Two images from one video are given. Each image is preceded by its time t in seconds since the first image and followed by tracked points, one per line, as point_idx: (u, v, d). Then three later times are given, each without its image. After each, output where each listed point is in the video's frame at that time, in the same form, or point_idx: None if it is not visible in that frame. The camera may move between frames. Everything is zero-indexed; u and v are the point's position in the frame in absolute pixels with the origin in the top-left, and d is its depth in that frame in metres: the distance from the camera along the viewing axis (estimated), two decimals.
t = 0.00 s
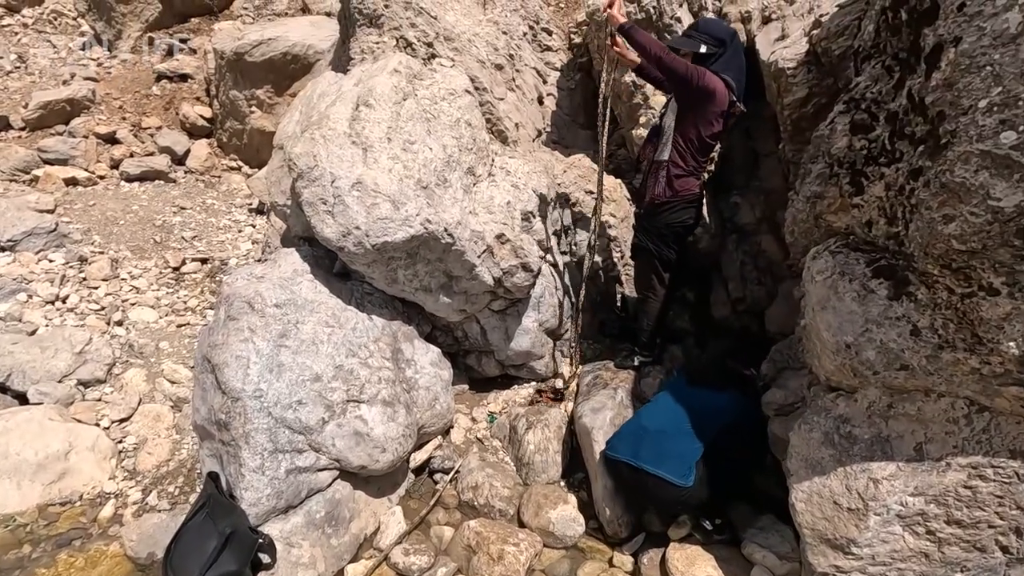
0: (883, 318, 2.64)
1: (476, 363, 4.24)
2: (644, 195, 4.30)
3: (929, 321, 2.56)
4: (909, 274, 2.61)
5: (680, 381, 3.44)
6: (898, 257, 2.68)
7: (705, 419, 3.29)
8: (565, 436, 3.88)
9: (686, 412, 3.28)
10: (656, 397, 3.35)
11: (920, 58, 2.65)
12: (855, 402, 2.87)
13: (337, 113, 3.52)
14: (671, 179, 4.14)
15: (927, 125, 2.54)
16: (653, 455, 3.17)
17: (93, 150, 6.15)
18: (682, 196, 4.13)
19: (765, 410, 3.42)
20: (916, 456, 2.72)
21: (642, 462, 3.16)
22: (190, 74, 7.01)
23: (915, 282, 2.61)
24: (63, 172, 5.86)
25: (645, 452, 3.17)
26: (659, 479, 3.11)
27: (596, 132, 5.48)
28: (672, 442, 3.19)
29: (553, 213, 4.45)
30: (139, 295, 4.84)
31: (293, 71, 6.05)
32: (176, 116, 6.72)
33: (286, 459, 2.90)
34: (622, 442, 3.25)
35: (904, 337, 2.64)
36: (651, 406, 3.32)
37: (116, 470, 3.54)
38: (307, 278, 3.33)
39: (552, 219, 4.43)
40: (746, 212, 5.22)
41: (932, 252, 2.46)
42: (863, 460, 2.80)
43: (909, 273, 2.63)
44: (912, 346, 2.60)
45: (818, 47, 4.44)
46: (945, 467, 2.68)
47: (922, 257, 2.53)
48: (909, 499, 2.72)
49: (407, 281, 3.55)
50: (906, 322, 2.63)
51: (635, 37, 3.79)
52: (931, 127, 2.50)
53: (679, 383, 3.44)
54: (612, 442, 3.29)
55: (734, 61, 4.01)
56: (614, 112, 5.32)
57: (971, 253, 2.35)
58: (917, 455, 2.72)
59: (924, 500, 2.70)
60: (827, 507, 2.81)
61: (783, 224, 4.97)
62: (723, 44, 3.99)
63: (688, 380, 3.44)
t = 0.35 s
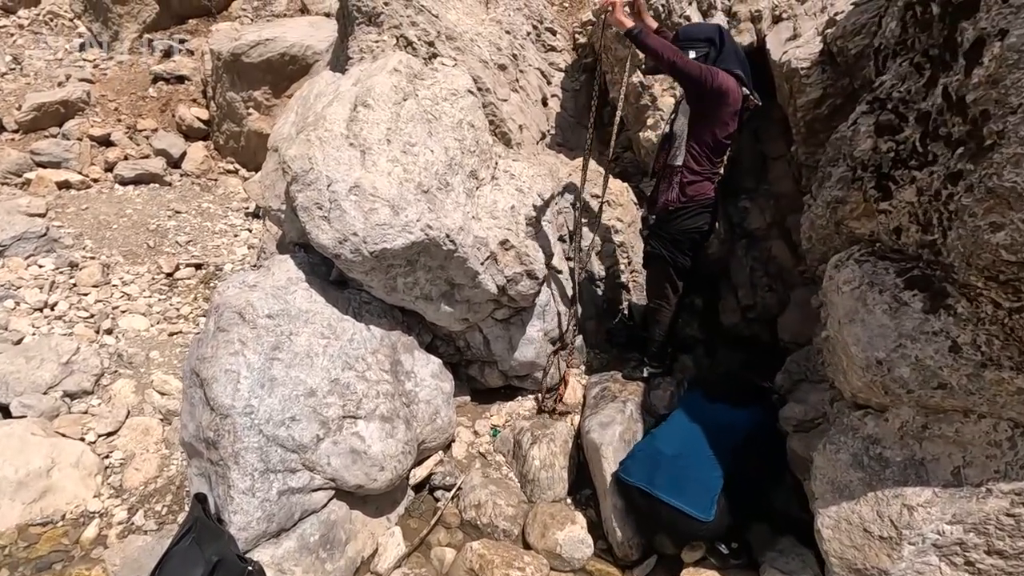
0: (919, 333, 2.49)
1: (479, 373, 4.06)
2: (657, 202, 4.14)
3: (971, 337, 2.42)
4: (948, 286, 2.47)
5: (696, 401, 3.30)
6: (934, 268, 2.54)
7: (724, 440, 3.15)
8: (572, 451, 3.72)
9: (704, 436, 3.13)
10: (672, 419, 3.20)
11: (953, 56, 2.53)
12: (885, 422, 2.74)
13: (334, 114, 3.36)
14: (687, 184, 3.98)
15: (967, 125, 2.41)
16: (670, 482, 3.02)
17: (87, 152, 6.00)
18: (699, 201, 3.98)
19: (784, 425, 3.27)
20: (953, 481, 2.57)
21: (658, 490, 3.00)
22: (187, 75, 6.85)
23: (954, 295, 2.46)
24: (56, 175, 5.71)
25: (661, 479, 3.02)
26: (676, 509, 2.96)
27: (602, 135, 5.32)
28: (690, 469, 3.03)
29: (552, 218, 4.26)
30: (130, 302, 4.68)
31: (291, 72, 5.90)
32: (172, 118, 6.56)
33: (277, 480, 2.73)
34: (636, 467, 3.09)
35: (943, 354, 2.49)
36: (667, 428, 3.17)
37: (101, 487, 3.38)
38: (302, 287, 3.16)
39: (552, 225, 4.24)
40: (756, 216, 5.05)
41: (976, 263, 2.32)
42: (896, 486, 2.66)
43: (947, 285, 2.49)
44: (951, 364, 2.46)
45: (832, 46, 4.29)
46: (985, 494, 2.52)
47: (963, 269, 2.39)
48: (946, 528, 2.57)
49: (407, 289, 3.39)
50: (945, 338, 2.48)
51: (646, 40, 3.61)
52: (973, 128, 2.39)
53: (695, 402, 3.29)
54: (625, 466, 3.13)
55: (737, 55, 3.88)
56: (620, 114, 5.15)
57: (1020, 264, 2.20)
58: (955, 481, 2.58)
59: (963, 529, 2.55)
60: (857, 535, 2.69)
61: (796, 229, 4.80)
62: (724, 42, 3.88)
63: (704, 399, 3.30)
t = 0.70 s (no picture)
0: (957, 348, 2.37)
1: (481, 384, 3.91)
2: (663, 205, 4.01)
3: (1015, 351, 2.27)
4: (989, 298, 2.34)
5: (714, 424, 3.13)
6: (974, 279, 2.41)
7: (745, 468, 2.99)
8: (578, 465, 3.57)
9: (725, 467, 2.97)
10: (689, 447, 3.03)
11: (991, 54, 2.46)
12: (918, 442, 2.59)
13: (330, 114, 3.21)
14: (694, 186, 3.84)
15: (1009, 125, 2.33)
16: (688, 523, 2.87)
17: (77, 155, 5.84)
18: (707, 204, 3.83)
19: (802, 441, 3.13)
20: (994, 508, 2.40)
21: (676, 531, 2.86)
22: (181, 76, 6.69)
23: (996, 307, 2.33)
24: (45, 177, 5.56)
25: (680, 520, 2.87)
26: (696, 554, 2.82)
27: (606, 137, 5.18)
28: (710, 509, 2.87)
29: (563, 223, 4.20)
30: (119, 309, 4.51)
31: (288, 73, 5.76)
32: (166, 120, 6.40)
33: (269, 502, 2.57)
34: (653, 502, 2.94)
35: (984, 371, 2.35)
36: (684, 458, 3.00)
37: (84, 506, 3.22)
38: (296, 295, 3.01)
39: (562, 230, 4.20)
40: (764, 222, 4.87)
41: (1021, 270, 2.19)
42: (931, 511, 2.51)
43: (988, 297, 2.35)
44: (992, 382, 2.31)
45: (845, 46, 4.16)
46: None
47: (1006, 276, 2.25)
48: (986, 557, 2.39)
49: (406, 298, 3.23)
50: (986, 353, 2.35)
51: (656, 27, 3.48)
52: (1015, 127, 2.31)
53: (712, 423, 3.13)
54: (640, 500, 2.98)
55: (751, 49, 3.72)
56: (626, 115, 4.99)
57: None
58: (995, 507, 2.40)
59: (1004, 558, 2.35)
60: (888, 563, 2.54)
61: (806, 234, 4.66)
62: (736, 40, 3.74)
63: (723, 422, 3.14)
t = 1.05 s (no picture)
0: (989, 355, 2.30)
1: (485, 392, 3.81)
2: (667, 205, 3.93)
3: None
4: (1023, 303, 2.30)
5: (721, 431, 3.03)
6: (1007, 283, 2.37)
7: (757, 476, 2.89)
8: (586, 475, 3.48)
9: (735, 477, 2.86)
10: (697, 456, 2.93)
11: (1021, 50, 2.40)
12: (947, 453, 2.51)
13: (331, 114, 3.11)
14: (698, 186, 3.77)
15: None
16: (700, 536, 2.76)
17: (69, 157, 5.71)
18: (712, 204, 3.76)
19: (819, 450, 3.05)
20: None
21: (688, 546, 2.75)
22: (176, 78, 6.58)
23: None
24: (36, 181, 5.43)
25: (691, 533, 2.76)
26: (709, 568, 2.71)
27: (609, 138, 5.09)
28: (723, 521, 2.76)
29: (569, 224, 4.10)
30: (112, 315, 4.39)
31: (284, 74, 5.65)
32: (160, 122, 6.28)
33: (269, 518, 2.47)
34: (662, 515, 2.82)
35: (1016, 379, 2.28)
36: (692, 468, 2.89)
37: (75, 520, 3.11)
38: (296, 301, 2.91)
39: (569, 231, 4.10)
40: (770, 224, 4.78)
41: None
42: (962, 525, 2.42)
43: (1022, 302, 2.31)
44: None
45: (854, 45, 4.10)
46: None
47: None
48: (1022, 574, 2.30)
49: (410, 303, 3.13)
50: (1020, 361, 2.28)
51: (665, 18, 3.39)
52: None
53: (721, 431, 3.03)
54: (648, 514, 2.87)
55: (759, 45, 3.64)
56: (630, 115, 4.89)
57: None
58: None
59: None
60: None
61: (814, 236, 4.58)
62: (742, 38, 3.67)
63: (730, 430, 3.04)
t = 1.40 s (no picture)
0: None
1: (497, 402, 3.67)
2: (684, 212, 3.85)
3: None
4: None
5: (752, 443, 2.94)
6: None
7: (791, 491, 2.79)
8: (604, 488, 3.39)
9: (770, 491, 2.77)
10: (729, 469, 2.83)
11: None
12: (993, 470, 2.39)
13: (342, 116, 2.99)
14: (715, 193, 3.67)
15: None
16: (735, 552, 2.66)
17: (63, 160, 5.56)
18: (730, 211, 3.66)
19: (848, 462, 2.97)
20: None
21: (723, 563, 2.66)
22: (171, 78, 6.44)
23: None
24: (28, 184, 5.29)
25: (725, 549, 2.67)
26: None
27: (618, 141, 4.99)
28: (758, 537, 2.67)
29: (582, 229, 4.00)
30: (108, 323, 4.25)
31: (284, 75, 5.53)
32: (155, 124, 6.14)
33: (282, 541, 2.35)
34: (695, 531, 2.73)
35: None
36: (725, 482, 2.80)
37: (74, 541, 2.98)
38: (307, 311, 2.80)
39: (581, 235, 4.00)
40: (782, 228, 4.69)
41: None
42: (1011, 545, 2.31)
43: None
44: None
45: (872, 47, 4.03)
46: None
47: None
48: None
49: (423, 312, 3.01)
50: None
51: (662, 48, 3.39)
52: None
53: (751, 443, 2.94)
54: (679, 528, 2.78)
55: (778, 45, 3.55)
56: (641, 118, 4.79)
57: None
58: None
59: None
60: None
61: (829, 240, 4.51)
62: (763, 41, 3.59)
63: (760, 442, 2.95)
